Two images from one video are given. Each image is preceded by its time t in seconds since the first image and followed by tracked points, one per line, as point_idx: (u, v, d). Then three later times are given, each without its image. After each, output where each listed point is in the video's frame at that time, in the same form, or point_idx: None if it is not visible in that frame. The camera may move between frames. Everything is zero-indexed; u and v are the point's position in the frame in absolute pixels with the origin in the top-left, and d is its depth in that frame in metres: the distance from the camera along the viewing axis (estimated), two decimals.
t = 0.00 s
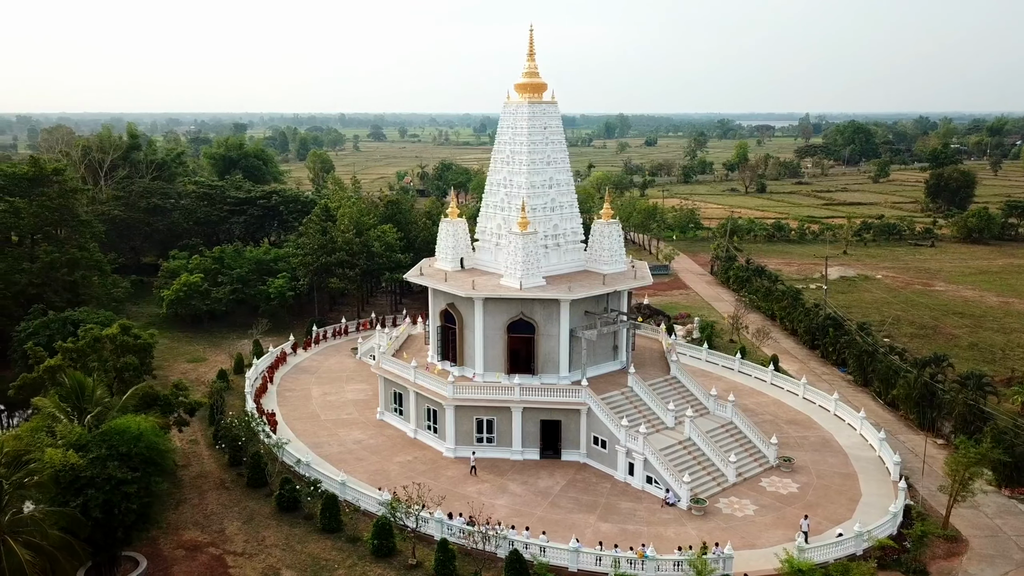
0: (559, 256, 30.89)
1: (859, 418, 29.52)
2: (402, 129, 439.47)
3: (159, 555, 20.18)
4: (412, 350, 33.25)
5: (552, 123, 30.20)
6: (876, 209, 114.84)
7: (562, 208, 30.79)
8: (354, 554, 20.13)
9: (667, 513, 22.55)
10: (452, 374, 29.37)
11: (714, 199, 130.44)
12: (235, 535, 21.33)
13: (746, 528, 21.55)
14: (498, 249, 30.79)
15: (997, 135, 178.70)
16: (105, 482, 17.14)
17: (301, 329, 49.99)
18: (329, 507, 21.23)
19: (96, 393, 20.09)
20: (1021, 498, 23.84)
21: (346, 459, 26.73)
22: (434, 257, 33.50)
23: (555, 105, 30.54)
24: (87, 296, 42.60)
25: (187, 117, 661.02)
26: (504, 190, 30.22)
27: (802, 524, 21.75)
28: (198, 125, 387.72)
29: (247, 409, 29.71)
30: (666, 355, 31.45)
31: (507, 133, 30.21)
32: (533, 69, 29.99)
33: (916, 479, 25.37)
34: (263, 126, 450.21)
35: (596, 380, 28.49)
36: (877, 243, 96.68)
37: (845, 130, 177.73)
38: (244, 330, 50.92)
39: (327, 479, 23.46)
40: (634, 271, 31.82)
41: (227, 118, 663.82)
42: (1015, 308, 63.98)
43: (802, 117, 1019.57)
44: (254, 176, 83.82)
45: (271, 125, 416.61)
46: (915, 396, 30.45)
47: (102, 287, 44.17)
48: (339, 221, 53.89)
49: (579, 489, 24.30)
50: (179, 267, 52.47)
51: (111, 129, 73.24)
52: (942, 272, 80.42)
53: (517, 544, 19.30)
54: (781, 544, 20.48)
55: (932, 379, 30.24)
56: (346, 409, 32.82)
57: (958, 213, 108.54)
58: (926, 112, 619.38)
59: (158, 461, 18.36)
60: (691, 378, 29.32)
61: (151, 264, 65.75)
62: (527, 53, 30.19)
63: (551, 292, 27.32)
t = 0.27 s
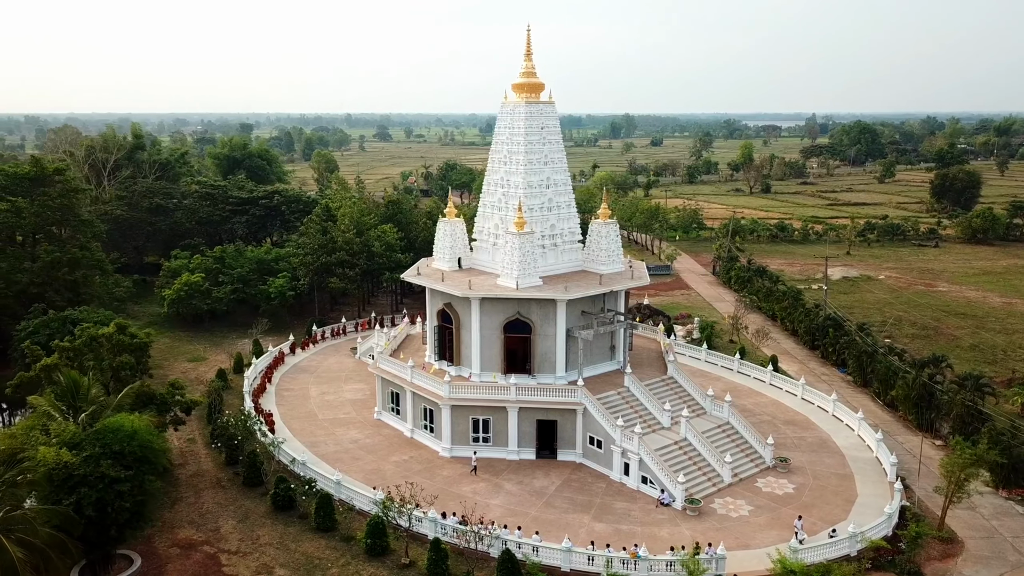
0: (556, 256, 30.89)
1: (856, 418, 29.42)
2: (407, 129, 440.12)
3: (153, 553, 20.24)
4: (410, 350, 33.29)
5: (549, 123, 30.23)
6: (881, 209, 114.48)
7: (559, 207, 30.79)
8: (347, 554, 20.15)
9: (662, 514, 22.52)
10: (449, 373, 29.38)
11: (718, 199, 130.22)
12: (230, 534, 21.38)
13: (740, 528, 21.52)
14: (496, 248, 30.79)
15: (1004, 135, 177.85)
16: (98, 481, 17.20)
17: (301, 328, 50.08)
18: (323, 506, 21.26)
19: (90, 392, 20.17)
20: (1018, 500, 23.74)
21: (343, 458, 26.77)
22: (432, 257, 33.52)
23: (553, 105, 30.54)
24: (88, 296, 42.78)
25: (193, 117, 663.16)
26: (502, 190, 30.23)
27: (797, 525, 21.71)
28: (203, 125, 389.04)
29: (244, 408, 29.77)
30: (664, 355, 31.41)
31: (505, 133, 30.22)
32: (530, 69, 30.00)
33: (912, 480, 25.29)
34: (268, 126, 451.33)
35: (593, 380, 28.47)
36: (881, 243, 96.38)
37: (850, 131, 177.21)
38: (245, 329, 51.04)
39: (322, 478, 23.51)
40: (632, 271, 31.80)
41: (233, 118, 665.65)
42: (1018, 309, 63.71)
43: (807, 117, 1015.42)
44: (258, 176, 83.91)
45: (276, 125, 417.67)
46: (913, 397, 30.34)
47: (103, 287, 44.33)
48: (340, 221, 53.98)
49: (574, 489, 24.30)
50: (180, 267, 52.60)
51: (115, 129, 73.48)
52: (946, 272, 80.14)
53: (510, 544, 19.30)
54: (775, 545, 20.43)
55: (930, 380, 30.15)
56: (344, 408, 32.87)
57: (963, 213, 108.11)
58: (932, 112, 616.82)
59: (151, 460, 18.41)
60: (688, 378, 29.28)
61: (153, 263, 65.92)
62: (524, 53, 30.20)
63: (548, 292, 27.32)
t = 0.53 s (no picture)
0: (556, 255, 30.88)
1: (858, 419, 29.29)
2: (414, 129, 440.96)
3: (151, 550, 20.34)
4: (410, 349, 33.34)
5: (549, 123, 30.21)
6: (889, 209, 113.86)
7: (559, 207, 30.77)
8: (344, 552, 20.20)
9: (659, 514, 22.48)
10: (449, 373, 29.40)
11: (725, 199, 129.82)
12: (228, 531, 21.46)
13: (737, 529, 21.45)
14: (496, 248, 30.80)
15: (1015, 136, 176.54)
16: (95, 478, 17.30)
17: (304, 328, 50.21)
18: (321, 504, 21.30)
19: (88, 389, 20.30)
20: (1019, 502, 23.58)
21: (342, 457, 26.83)
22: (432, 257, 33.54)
23: (553, 105, 30.52)
24: (92, 295, 43.01)
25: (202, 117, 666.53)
26: (501, 190, 30.23)
27: (795, 526, 21.62)
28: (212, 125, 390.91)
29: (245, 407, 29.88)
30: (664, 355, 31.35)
31: (505, 133, 30.22)
32: (530, 68, 30.00)
33: (913, 481, 25.15)
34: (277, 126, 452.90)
35: (592, 380, 28.44)
36: (888, 244, 95.86)
37: (859, 131, 176.35)
38: (248, 328, 51.20)
39: (321, 477, 23.57)
40: (632, 271, 31.75)
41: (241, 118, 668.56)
42: None
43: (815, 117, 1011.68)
44: (265, 177, 84.15)
45: (284, 125, 419.20)
46: (915, 398, 30.18)
47: (107, 286, 44.56)
48: (343, 220, 54.10)
49: (572, 489, 24.28)
50: (185, 266, 52.82)
51: (122, 129, 73.84)
52: (953, 273, 79.67)
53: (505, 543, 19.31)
54: (772, 546, 20.36)
55: (932, 381, 30.00)
56: (344, 407, 32.93)
57: (972, 214, 107.38)
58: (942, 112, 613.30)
59: (148, 458, 18.51)
60: (688, 379, 29.21)
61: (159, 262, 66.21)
62: (525, 53, 30.19)
63: (547, 292, 27.32)
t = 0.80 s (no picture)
0: (558, 255, 30.86)
1: (860, 421, 29.14)
2: (423, 129, 441.70)
3: (151, 547, 20.46)
4: (412, 349, 33.39)
5: (551, 123, 30.19)
6: (898, 210, 113.12)
7: (561, 207, 30.74)
8: (342, 550, 20.26)
9: (658, 515, 22.42)
10: (450, 373, 29.43)
11: (733, 200, 129.29)
12: (227, 529, 21.55)
13: (736, 530, 21.38)
14: (497, 248, 30.80)
15: None
16: (93, 475, 17.45)
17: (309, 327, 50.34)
18: (319, 502, 21.36)
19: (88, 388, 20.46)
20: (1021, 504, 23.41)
21: (342, 456, 26.90)
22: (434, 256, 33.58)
23: (555, 105, 30.49)
24: (98, 294, 43.28)
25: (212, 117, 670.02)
26: (503, 190, 30.23)
27: (794, 527, 21.53)
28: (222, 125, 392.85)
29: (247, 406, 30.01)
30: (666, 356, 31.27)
31: (507, 133, 30.22)
32: (532, 68, 30.00)
33: (914, 483, 25.00)
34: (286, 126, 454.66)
35: (593, 380, 28.40)
36: (897, 245, 95.23)
37: (870, 131, 175.28)
38: (253, 328, 51.38)
39: (320, 477, 23.67)
40: (634, 271, 31.69)
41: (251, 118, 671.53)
42: None
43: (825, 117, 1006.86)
44: (273, 177, 84.41)
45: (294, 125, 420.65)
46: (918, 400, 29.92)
47: (114, 284, 44.83)
48: (348, 220, 54.22)
49: (571, 489, 24.25)
50: (191, 265, 53.09)
51: (132, 129, 74.26)
52: (962, 275, 79.09)
53: (501, 543, 19.34)
54: (771, 547, 20.29)
55: (935, 383, 29.81)
56: (346, 407, 33.02)
57: (983, 214, 106.51)
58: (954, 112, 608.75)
59: (146, 456, 18.67)
60: (689, 379, 29.14)
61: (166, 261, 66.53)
62: (527, 53, 30.19)
63: (547, 291, 27.31)
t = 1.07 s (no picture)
0: (560, 255, 30.84)
1: (863, 422, 28.96)
2: (432, 129, 442.22)
3: (151, 545, 20.59)
4: (414, 348, 33.43)
5: (554, 122, 30.16)
6: (909, 211, 112.25)
7: (563, 207, 30.72)
8: (340, 549, 20.32)
9: (657, 515, 22.38)
10: (451, 373, 29.46)
11: (742, 200, 128.71)
12: (227, 527, 21.66)
13: (735, 531, 21.31)
14: (499, 248, 30.83)
15: None
16: (93, 472, 17.59)
17: (314, 327, 50.51)
18: (319, 501, 21.44)
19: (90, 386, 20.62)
20: None
21: (343, 454, 26.98)
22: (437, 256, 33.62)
23: (557, 105, 30.46)
24: (105, 292, 43.58)
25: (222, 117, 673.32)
26: (505, 189, 30.23)
27: (794, 529, 21.44)
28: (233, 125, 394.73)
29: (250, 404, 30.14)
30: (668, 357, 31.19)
31: (509, 133, 30.22)
32: (534, 68, 29.99)
33: (917, 486, 24.84)
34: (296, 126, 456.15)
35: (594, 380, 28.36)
36: (907, 246, 94.53)
37: (882, 131, 174.02)
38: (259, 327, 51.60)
39: (322, 476, 23.77)
40: (636, 271, 31.63)
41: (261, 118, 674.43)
42: None
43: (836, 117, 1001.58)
44: (282, 177, 84.69)
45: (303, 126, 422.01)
46: (923, 402, 29.70)
47: (120, 283, 45.14)
48: (353, 220, 54.35)
49: (571, 489, 24.22)
50: (197, 264, 53.36)
51: (142, 129, 74.68)
52: (972, 276, 78.42)
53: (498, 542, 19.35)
54: (770, 549, 20.21)
55: (940, 385, 29.60)
56: (349, 406, 33.12)
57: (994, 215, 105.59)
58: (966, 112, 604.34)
59: (146, 454, 18.79)
60: (690, 380, 29.05)
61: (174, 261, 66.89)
62: (529, 53, 30.18)
63: (549, 291, 27.31)
